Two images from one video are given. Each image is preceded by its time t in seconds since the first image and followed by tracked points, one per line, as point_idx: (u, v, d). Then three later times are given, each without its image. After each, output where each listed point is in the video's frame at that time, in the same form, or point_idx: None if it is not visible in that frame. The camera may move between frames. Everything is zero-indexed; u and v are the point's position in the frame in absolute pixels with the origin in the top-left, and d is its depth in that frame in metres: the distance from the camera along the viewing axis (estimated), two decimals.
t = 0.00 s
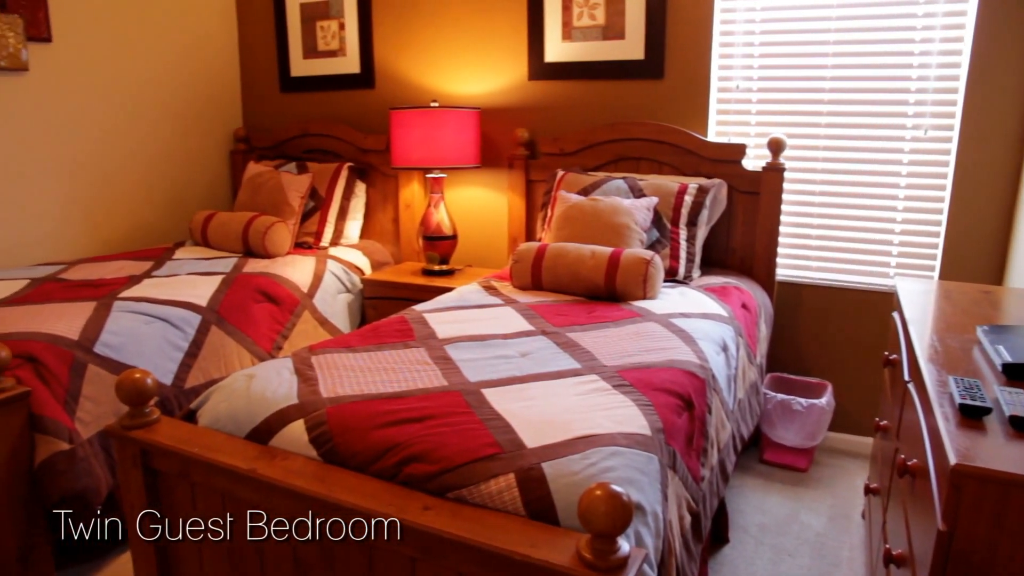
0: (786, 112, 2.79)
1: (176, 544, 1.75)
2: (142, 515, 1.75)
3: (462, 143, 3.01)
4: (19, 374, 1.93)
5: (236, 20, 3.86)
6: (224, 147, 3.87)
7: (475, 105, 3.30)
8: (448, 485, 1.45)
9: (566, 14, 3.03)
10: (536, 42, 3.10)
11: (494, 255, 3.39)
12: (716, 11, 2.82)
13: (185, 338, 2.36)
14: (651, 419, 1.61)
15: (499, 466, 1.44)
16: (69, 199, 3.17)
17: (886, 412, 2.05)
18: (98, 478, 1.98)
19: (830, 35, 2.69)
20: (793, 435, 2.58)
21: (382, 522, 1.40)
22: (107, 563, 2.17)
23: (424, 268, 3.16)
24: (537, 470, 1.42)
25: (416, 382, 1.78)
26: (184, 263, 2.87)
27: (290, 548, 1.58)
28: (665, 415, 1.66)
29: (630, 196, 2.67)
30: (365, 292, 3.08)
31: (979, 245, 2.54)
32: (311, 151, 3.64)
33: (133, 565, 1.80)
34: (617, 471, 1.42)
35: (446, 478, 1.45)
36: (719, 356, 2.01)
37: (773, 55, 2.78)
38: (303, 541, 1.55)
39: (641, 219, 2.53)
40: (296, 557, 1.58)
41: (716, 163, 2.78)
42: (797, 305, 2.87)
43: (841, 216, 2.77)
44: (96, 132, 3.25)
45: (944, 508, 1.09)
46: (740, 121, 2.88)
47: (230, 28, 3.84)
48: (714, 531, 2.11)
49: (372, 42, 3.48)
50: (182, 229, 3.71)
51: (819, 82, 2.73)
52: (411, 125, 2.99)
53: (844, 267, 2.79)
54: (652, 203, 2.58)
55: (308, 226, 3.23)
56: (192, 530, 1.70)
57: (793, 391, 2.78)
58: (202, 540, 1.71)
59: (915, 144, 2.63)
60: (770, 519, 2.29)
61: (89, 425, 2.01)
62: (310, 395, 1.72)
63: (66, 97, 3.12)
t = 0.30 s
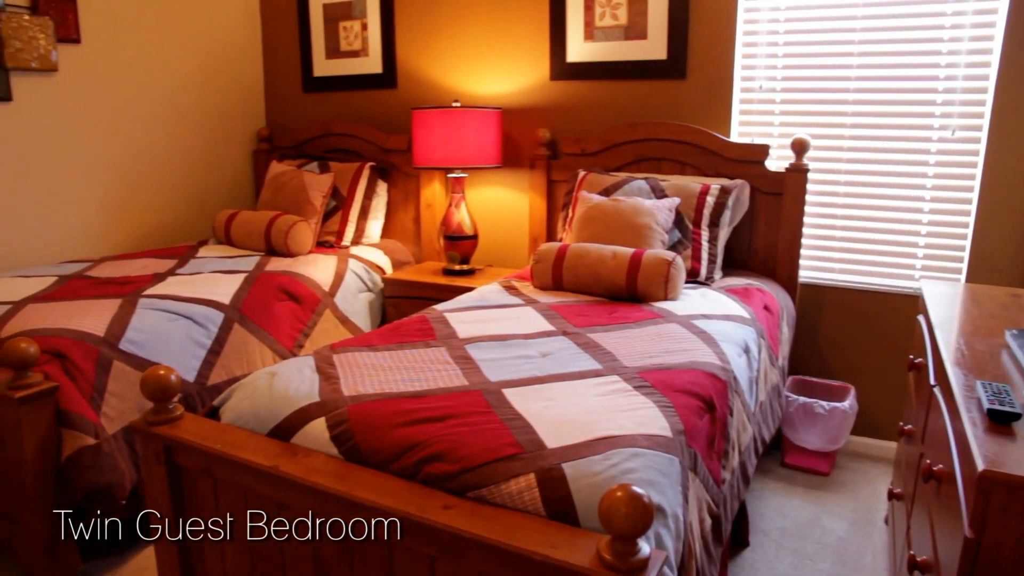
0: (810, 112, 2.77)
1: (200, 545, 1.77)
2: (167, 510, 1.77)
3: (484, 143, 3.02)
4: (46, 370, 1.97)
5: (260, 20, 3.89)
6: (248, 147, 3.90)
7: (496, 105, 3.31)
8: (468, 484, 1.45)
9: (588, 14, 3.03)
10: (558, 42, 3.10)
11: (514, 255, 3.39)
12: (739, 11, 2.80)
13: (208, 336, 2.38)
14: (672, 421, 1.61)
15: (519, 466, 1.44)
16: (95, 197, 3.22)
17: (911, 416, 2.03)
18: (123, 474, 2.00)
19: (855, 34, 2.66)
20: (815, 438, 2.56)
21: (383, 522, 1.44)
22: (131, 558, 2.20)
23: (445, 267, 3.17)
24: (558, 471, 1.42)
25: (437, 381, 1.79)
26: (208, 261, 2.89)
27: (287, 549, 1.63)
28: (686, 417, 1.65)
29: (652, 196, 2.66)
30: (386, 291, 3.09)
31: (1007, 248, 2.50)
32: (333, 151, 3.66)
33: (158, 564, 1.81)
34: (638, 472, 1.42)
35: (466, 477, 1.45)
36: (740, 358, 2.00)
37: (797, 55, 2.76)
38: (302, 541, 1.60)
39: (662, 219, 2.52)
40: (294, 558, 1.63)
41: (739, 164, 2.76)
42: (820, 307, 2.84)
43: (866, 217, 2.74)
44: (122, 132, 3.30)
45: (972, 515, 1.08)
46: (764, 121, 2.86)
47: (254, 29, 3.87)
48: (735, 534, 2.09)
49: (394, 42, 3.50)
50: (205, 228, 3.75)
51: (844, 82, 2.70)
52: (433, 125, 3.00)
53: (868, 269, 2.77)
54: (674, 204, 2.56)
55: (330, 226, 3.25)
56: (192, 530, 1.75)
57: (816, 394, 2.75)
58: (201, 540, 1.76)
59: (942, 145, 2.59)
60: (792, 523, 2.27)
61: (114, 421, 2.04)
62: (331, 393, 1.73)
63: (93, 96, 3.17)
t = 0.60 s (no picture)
0: (832, 113, 2.75)
1: (220, 545, 1.79)
2: (189, 506, 1.79)
3: (503, 143, 3.02)
4: (71, 366, 2.00)
5: (282, 21, 3.92)
6: (268, 146, 3.93)
7: (515, 106, 3.31)
8: (487, 484, 1.45)
9: (608, 14, 3.02)
10: (578, 42, 3.10)
11: (533, 255, 3.39)
12: (761, 10, 2.79)
13: (228, 334, 2.40)
14: (691, 423, 1.60)
15: (538, 466, 1.44)
16: (118, 196, 3.26)
17: (934, 420, 2.00)
18: (144, 468, 2.02)
19: (879, 34, 2.64)
20: (835, 442, 2.54)
21: (383, 521, 1.48)
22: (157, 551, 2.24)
23: (464, 267, 3.17)
24: (576, 472, 1.41)
25: (455, 381, 1.79)
26: (229, 260, 2.92)
27: (293, 548, 1.67)
28: (705, 418, 1.64)
29: (672, 197, 2.64)
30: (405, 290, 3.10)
31: None
32: (352, 151, 3.68)
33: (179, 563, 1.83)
34: (657, 474, 1.41)
35: (485, 477, 1.45)
36: (760, 360, 1.99)
37: (820, 56, 2.74)
38: (303, 541, 1.64)
39: (682, 220, 2.51)
40: (294, 557, 1.67)
41: (760, 165, 2.74)
42: (841, 310, 2.82)
43: (889, 219, 2.72)
44: (146, 132, 3.34)
45: (998, 522, 1.06)
46: (785, 122, 2.84)
47: (276, 29, 3.91)
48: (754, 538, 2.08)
49: (414, 43, 3.51)
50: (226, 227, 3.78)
51: (868, 82, 2.68)
52: (452, 125, 3.01)
53: (891, 271, 2.74)
54: (694, 205, 2.55)
55: (350, 225, 3.27)
56: (192, 530, 1.78)
57: (836, 397, 2.73)
58: (201, 541, 1.79)
59: (967, 146, 2.56)
60: (812, 527, 2.26)
61: (136, 417, 2.06)
62: (351, 392, 1.74)
63: (118, 97, 3.21)
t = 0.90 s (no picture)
0: (856, 113, 2.73)
1: (242, 544, 1.80)
2: (211, 504, 1.81)
3: (524, 143, 3.02)
4: (96, 362, 2.03)
5: (304, 21, 3.95)
6: (290, 146, 3.96)
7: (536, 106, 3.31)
8: (507, 484, 1.45)
9: (630, 14, 3.01)
10: (599, 42, 3.09)
11: (553, 255, 3.39)
12: (785, 10, 2.77)
13: (250, 332, 2.42)
14: (712, 425, 1.59)
15: (558, 467, 1.44)
16: (143, 194, 3.29)
17: (959, 425, 1.98)
18: (168, 465, 2.05)
19: (905, 33, 2.61)
20: (858, 446, 2.51)
21: (383, 521, 1.53)
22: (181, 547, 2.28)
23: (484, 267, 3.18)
24: (597, 472, 1.41)
25: (476, 381, 1.79)
26: (251, 258, 2.94)
27: (309, 548, 1.69)
28: (726, 421, 1.63)
29: (693, 198, 2.63)
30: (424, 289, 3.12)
31: None
32: (373, 150, 3.70)
33: (201, 563, 1.85)
34: (677, 476, 1.40)
35: (506, 477, 1.45)
36: (782, 362, 1.97)
37: (844, 56, 2.72)
38: (303, 541, 1.69)
39: (704, 221, 2.50)
40: (293, 556, 1.72)
41: (783, 166, 2.72)
42: (865, 312, 2.79)
43: (914, 221, 2.69)
44: (170, 131, 3.37)
45: None
46: (809, 123, 2.82)
47: (299, 29, 3.94)
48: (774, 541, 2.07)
49: (436, 43, 3.52)
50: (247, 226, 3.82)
51: (893, 82, 2.65)
52: (474, 125, 3.01)
53: (916, 273, 2.71)
54: (716, 206, 2.54)
55: (370, 225, 3.28)
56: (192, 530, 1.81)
57: (860, 401, 2.71)
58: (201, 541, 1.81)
59: (995, 147, 2.52)
60: (833, 531, 2.24)
61: (160, 413, 2.09)
62: (372, 391, 1.75)
63: (143, 96, 3.25)
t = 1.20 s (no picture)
0: (882, 113, 2.70)
1: (264, 545, 1.82)
2: (234, 500, 1.83)
3: (545, 143, 3.02)
4: (121, 358, 2.05)
5: (327, 21, 3.98)
6: (312, 145, 3.99)
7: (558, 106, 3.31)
8: (528, 484, 1.45)
9: (652, 14, 3.00)
10: (622, 42, 3.08)
11: (573, 255, 3.39)
12: (810, 9, 2.75)
13: (272, 330, 2.44)
14: (734, 428, 1.58)
15: (579, 468, 1.43)
16: (168, 193, 3.33)
17: (986, 431, 1.95)
18: (191, 460, 2.07)
19: (933, 32, 2.57)
20: (881, 450, 2.49)
21: (383, 521, 1.58)
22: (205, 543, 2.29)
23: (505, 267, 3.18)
24: (618, 474, 1.41)
25: (497, 381, 1.79)
26: (273, 257, 2.97)
27: (329, 548, 1.70)
28: (748, 423, 1.62)
29: (715, 199, 2.62)
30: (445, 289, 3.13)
31: None
32: (394, 150, 3.72)
33: (225, 561, 1.87)
34: (699, 479, 1.40)
35: (526, 477, 1.45)
36: (805, 365, 1.96)
37: (870, 55, 2.69)
38: (302, 541, 1.74)
39: (726, 222, 2.49)
40: (300, 555, 1.76)
41: (807, 167, 2.70)
42: (889, 315, 2.77)
43: (940, 222, 2.65)
44: (195, 131, 3.41)
45: None
46: (833, 123, 2.80)
47: (322, 30, 3.96)
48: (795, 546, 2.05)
49: (457, 43, 3.53)
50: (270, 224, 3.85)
51: (920, 82, 2.62)
52: (495, 125, 3.02)
53: (942, 276, 2.68)
54: (739, 207, 2.52)
55: (392, 224, 3.30)
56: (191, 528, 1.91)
57: (883, 405, 2.69)
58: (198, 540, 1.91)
59: None
60: (856, 536, 2.22)
61: (183, 410, 2.11)
62: (393, 390, 1.76)
63: (169, 96, 3.29)
